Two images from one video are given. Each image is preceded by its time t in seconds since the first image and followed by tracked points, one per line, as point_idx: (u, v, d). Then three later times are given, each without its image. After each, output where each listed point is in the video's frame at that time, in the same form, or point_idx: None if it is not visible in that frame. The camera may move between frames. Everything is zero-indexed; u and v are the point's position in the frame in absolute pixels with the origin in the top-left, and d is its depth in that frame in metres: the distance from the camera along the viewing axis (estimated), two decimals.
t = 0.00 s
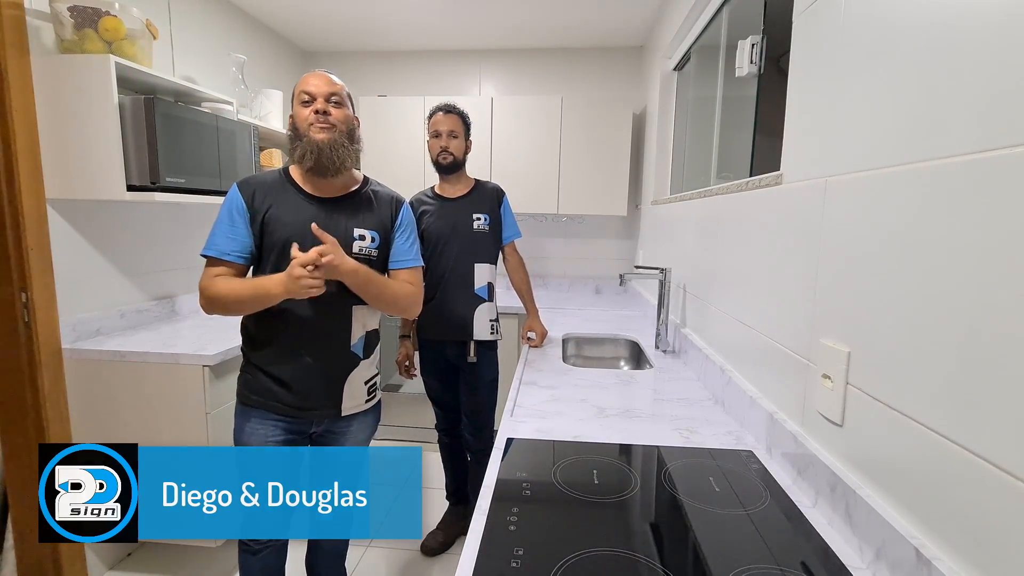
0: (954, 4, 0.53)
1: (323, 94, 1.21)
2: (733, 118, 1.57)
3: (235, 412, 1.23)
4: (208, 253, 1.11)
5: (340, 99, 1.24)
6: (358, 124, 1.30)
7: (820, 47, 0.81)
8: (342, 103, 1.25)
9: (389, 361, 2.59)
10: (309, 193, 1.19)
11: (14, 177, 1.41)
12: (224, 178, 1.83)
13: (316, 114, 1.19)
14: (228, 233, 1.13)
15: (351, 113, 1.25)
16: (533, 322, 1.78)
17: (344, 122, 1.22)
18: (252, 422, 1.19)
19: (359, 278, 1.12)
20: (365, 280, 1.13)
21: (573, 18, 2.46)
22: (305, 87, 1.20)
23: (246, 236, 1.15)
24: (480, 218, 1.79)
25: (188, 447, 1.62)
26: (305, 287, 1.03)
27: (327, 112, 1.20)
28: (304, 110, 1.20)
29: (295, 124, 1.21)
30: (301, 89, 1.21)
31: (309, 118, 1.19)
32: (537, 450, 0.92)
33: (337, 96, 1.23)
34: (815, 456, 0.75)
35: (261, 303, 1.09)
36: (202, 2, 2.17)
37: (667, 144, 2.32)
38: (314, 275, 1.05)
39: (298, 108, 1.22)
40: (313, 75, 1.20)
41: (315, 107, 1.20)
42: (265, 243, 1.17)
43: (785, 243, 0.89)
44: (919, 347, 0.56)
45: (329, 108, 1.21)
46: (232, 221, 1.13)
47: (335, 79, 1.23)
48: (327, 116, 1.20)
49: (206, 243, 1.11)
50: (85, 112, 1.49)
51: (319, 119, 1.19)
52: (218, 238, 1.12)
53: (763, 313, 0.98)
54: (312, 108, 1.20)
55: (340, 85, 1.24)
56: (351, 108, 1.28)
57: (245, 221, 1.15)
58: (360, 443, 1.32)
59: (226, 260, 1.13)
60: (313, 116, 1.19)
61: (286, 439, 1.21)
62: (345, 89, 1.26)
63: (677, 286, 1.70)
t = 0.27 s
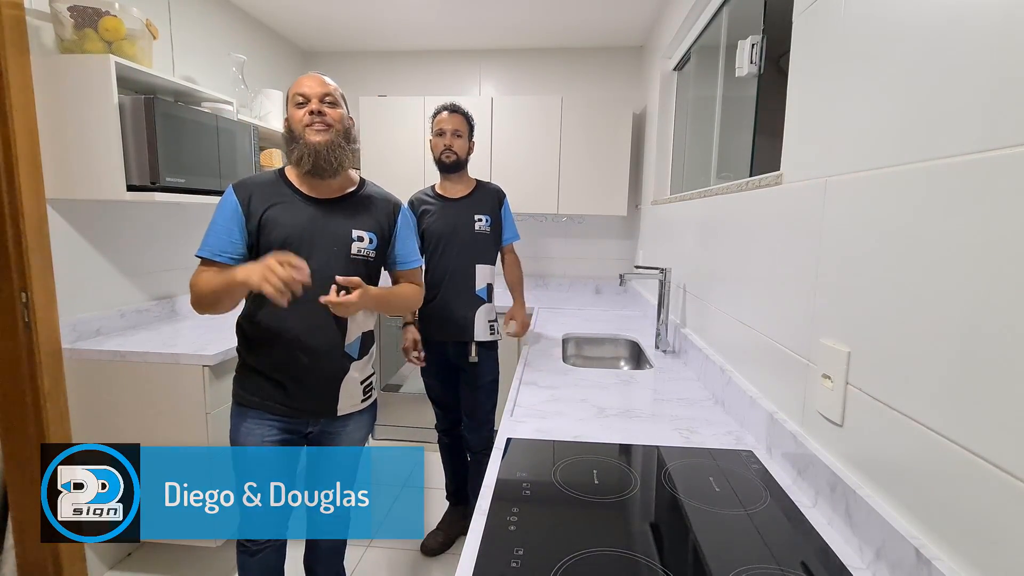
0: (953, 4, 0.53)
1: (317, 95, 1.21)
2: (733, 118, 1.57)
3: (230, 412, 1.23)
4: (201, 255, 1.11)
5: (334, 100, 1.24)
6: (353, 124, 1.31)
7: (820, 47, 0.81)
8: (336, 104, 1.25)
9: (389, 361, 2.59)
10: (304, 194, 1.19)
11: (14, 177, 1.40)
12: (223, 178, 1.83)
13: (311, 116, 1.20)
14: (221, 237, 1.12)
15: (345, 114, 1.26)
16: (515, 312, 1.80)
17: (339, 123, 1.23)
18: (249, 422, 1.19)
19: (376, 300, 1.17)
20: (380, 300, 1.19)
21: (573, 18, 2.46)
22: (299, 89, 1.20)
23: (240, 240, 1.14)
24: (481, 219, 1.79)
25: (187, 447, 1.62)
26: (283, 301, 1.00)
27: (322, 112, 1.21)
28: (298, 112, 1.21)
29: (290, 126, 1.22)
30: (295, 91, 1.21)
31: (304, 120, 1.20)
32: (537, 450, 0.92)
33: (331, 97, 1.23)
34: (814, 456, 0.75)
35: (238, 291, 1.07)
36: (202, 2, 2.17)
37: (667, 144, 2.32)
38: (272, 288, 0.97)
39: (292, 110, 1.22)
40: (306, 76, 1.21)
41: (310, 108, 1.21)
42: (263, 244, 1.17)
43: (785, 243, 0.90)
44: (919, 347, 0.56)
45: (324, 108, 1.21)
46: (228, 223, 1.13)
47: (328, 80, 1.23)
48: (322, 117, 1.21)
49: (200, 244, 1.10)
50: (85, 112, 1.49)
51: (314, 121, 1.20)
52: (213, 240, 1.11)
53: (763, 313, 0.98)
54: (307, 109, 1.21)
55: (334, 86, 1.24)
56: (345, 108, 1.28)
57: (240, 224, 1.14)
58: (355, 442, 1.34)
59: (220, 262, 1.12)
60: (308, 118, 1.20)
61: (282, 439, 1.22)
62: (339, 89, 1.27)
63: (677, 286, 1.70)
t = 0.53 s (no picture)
0: (953, 4, 0.53)
1: (302, 99, 1.20)
2: (733, 118, 1.57)
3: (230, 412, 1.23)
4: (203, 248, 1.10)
5: (320, 99, 1.22)
6: (343, 121, 1.29)
7: (820, 47, 0.81)
8: (322, 103, 1.23)
9: (389, 361, 2.59)
10: (305, 194, 1.20)
11: (14, 177, 1.40)
12: (223, 178, 1.83)
13: (299, 120, 1.19)
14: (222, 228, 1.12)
15: (333, 112, 1.24)
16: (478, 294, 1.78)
17: (328, 122, 1.22)
18: (248, 421, 1.19)
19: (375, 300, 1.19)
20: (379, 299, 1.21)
21: (573, 18, 2.46)
22: (284, 94, 1.19)
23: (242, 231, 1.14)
24: (481, 218, 1.79)
25: (187, 447, 1.62)
26: (283, 223, 1.01)
27: (309, 116, 1.19)
28: (287, 117, 1.20)
29: (281, 133, 1.21)
30: (280, 97, 1.20)
31: (293, 126, 1.19)
32: (537, 450, 0.92)
33: (317, 97, 1.21)
34: (814, 456, 0.75)
35: (234, 254, 1.06)
36: (202, 2, 2.17)
37: (667, 144, 2.32)
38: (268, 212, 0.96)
39: (281, 115, 1.21)
40: (288, 82, 1.19)
41: (298, 113, 1.19)
42: (263, 243, 1.17)
43: (785, 243, 0.90)
44: (919, 347, 0.56)
45: (311, 111, 1.20)
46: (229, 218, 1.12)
47: (311, 80, 1.21)
48: (310, 120, 1.20)
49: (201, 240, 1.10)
50: (85, 112, 1.48)
51: (303, 125, 1.19)
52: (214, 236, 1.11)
53: (763, 313, 0.98)
54: (295, 114, 1.19)
55: (318, 84, 1.22)
56: (332, 106, 1.27)
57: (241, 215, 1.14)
58: (354, 440, 1.34)
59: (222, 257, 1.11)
60: (297, 123, 1.18)
61: (282, 438, 1.22)
62: (324, 88, 1.25)
63: (677, 286, 1.70)
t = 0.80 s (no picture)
0: (953, 4, 0.53)
1: (303, 100, 1.19)
2: (733, 118, 1.57)
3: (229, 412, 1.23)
4: (203, 251, 1.10)
5: (322, 102, 1.22)
6: (343, 124, 1.29)
7: (820, 47, 0.81)
8: (324, 105, 1.23)
9: (390, 361, 2.59)
10: (303, 194, 1.20)
11: (14, 177, 1.40)
12: (223, 178, 1.83)
13: (301, 122, 1.19)
14: (223, 229, 1.11)
15: (333, 114, 1.24)
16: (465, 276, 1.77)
17: (329, 126, 1.22)
18: (248, 421, 1.20)
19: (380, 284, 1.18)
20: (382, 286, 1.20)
21: (573, 18, 2.46)
22: (286, 95, 1.18)
23: (242, 234, 1.14)
24: (481, 217, 1.79)
25: (188, 447, 1.62)
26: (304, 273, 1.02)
27: (311, 118, 1.19)
28: (288, 118, 1.20)
29: (281, 134, 1.20)
30: (282, 98, 1.19)
31: (295, 128, 1.18)
32: (536, 450, 0.92)
33: (319, 100, 1.21)
34: (815, 456, 0.75)
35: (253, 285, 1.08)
36: (202, 2, 2.17)
37: (667, 144, 2.32)
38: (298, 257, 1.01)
39: (282, 116, 1.21)
40: (288, 82, 1.18)
41: (299, 115, 1.19)
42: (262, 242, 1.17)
43: (785, 243, 0.90)
44: (919, 348, 0.56)
45: (313, 113, 1.20)
46: (230, 219, 1.12)
47: (314, 83, 1.21)
48: (312, 123, 1.19)
49: (201, 241, 1.10)
50: (85, 112, 1.48)
51: (305, 128, 1.19)
52: (215, 237, 1.11)
53: (764, 313, 0.98)
54: (297, 116, 1.19)
55: (320, 87, 1.22)
56: (333, 109, 1.27)
57: (242, 218, 1.14)
58: (354, 439, 1.34)
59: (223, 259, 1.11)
60: (298, 126, 1.18)
61: (282, 437, 1.22)
62: (325, 90, 1.25)
63: (677, 286, 1.70)
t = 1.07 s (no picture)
0: (954, 5, 0.53)
1: (312, 102, 1.20)
2: (733, 118, 1.57)
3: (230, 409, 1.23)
4: (203, 256, 1.11)
5: (330, 105, 1.23)
6: (347, 127, 1.30)
7: (820, 47, 0.81)
8: (331, 108, 1.24)
9: (390, 361, 2.59)
10: (304, 195, 1.19)
11: (14, 177, 1.41)
12: (223, 178, 1.83)
13: (308, 125, 1.19)
14: (223, 234, 1.12)
15: (340, 118, 1.25)
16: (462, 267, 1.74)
17: (336, 129, 1.22)
18: (248, 419, 1.20)
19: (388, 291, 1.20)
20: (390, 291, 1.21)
21: (573, 18, 2.46)
22: (294, 95, 1.18)
23: (242, 237, 1.14)
24: (481, 216, 1.79)
25: (188, 447, 1.62)
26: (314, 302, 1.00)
27: (319, 121, 1.20)
28: (295, 119, 1.20)
29: (286, 133, 1.20)
30: (289, 98, 1.19)
31: (302, 129, 1.19)
32: (536, 450, 0.92)
33: (327, 103, 1.22)
34: (815, 456, 0.75)
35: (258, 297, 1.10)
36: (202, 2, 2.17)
37: (667, 144, 2.32)
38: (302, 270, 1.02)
39: (288, 116, 1.20)
40: (298, 82, 1.18)
41: (306, 116, 1.20)
42: (262, 243, 1.16)
43: (785, 243, 0.90)
44: (919, 347, 0.56)
45: (321, 117, 1.21)
46: (229, 223, 1.12)
47: (322, 85, 1.21)
48: (320, 126, 1.20)
49: (202, 246, 1.10)
50: (85, 112, 1.48)
51: (311, 130, 1.19)
52: (215, 242, 1.11)
53: (763, 313, 0.98)
54: (304, 118, 1.19)
55: (328, 90, 1.23)
56: (339, 111, 1.27)
57: (241, 223, 1.14)
58: (354, 439, 1.34)
59: (223, 263, 1.12)
60: (305, 127, 1.19)
61: (281, 436, 1.22)
62: (332, 93, 1.25)
63: (677, 286, 1.70)
